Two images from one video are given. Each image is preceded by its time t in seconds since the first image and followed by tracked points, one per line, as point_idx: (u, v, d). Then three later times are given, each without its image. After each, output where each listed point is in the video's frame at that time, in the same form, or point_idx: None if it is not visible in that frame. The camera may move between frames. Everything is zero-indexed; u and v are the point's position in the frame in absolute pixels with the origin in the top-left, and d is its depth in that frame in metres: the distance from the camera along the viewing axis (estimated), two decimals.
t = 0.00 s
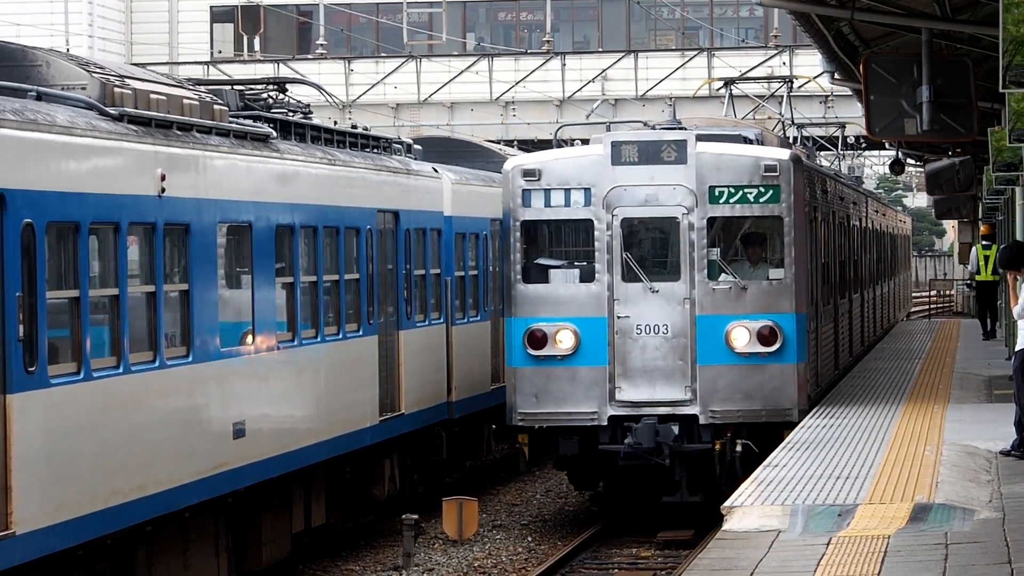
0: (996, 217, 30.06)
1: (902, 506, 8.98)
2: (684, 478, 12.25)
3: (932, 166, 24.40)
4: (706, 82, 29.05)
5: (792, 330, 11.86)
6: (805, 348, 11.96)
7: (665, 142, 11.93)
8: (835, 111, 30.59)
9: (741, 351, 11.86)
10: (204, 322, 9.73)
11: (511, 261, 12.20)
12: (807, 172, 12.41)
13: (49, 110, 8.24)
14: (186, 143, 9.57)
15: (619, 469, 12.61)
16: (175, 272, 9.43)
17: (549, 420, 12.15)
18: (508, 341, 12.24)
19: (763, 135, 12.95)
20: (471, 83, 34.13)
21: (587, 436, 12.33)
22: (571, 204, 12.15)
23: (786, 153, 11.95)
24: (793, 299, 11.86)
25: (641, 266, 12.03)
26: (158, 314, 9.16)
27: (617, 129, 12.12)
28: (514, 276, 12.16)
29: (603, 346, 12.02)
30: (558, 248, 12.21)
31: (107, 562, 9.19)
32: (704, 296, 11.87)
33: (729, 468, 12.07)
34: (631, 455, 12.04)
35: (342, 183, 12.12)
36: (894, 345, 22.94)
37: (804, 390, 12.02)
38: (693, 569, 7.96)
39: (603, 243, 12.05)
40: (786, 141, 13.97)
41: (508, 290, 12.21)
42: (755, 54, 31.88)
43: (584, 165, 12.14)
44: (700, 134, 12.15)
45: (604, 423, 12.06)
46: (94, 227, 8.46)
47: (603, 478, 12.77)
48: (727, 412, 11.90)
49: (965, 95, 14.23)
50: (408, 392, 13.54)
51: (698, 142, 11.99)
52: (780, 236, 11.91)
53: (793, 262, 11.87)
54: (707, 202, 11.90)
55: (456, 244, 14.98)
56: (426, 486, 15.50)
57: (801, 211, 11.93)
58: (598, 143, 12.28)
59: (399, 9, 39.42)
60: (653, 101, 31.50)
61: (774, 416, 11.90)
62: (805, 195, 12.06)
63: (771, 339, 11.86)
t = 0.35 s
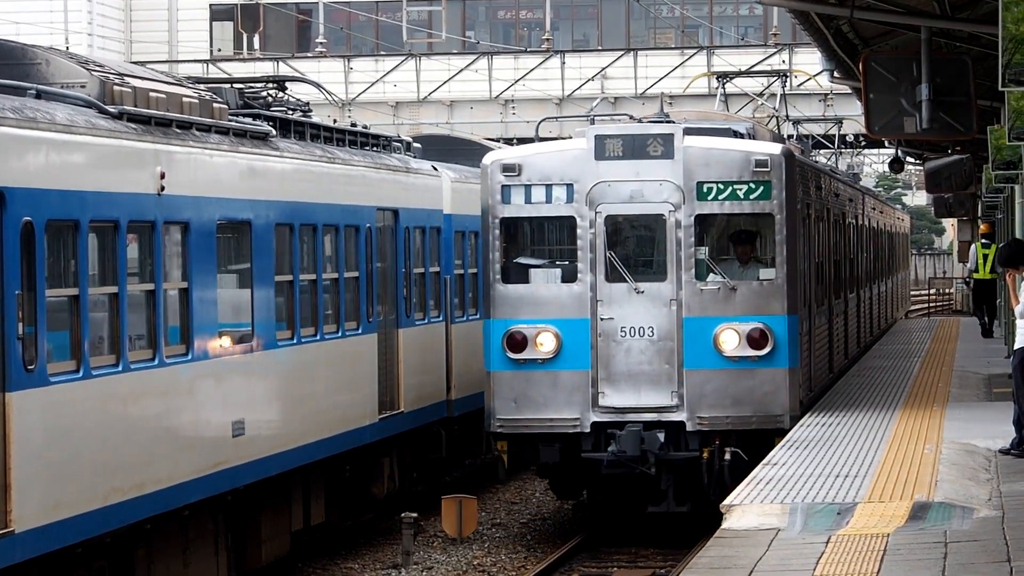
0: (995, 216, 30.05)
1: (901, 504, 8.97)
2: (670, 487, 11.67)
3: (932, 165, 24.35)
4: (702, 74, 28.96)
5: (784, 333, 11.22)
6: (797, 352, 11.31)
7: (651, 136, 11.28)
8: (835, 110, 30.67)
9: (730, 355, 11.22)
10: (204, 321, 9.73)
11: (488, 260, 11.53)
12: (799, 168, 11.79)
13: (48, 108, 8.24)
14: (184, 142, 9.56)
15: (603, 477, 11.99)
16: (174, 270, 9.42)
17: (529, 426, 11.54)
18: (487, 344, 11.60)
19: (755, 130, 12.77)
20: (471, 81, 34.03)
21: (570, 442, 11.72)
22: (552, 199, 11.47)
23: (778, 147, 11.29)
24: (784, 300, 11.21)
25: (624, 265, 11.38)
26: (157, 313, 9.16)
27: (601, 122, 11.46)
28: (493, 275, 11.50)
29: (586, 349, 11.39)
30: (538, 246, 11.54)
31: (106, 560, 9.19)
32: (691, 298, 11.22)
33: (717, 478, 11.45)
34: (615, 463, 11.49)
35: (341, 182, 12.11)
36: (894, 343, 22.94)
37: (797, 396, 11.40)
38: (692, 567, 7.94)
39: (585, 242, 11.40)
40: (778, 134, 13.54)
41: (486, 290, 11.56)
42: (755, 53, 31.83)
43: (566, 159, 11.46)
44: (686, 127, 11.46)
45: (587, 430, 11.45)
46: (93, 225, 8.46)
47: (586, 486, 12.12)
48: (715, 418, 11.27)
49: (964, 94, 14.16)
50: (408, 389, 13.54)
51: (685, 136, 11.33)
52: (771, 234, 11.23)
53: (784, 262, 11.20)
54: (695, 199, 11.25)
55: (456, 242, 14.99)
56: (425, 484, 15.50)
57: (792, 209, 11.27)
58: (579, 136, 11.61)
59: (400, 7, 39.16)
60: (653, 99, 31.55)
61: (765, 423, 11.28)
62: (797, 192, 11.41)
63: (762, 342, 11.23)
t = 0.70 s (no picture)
0: (994, 214, 30.03)
1: (900, 502, 8.96)
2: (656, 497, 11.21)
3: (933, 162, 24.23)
4: (695, 69, 29.02)
5: (774, 336, 10.81)
6: (788, 356, 10.90)
7: (637, 131, 10.84)
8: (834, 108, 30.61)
9: (719, 358, 10.80)
10: (202, 319, 9.72)
11: (466, 259, 11.05)
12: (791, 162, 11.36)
13: (48, 106, 8.24)
14: (184, 140, 9.56)
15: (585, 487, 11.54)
16: (173, 268, 9.41)
17: (508, 433, 11.04)
18: (464, 346, 11.12)
19: (746, 123, 12.52)
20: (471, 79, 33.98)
21: (551, 450, 11.24)
22: (532, 196, 11.00)
23: (769, 142, 10.87)
24: (775, 302, 10.80)
25: (608, 264, 10.91)
26: (156, 310, 9.16)
27: (585, 115, 11.00)
28: (471, 274, 11.02)
29: (568, 352, 10.91)
30: (518, 245, 11.05)
31: (106, 557, 9.19)
32: (677, 299, 10.79)
33: (705, 487, 11.01)
34: (598, 472, 10.99)
35: (341, 179, 12.10)
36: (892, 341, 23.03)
37: (789, 401, 10.97)
38: (692, 565, 7.94)
39: (568, 240, 10.92)
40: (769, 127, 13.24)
41: (463, 290, 11.06)
42: (755, 51, 31.80)
43: (547, 154, 10.99)
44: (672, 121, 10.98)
45: (568, 436, 10.97)
46: (93, 223, 8.46)
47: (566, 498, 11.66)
48: (701, 424, 10.84)
49: (964, 92, 14.03)
50: (407, 386, 13.54)
51: (672, 130, 10.88)
52: (762, 233, 10.83)
53: (776, 261, 10.80)
54: (683, 196, 10.81)
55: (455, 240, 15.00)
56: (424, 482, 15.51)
57: (784, 207, 10.85)
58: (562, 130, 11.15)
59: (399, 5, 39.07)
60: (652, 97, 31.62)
61: (754, 430, 10.87)
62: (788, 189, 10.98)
63: (752, 345, 10.81)
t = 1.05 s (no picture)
0: (994, 210, 30.00)
1: (899, 497, 8.96)
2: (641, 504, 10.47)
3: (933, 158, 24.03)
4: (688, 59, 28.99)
5: (765, 336, 10.09)
6: (780, 357, 10.19)
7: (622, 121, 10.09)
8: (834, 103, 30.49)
9: (706, 360, 10.09)
10: (201, 314, 9.71)
11: (441, 254, 10.30)
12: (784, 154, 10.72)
13: (47, 102, 8.24)
14: (183, 135, 9.56)
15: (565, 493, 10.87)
16: (173, 263, 9.41)
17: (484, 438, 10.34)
18: (440, 346, 10.39)
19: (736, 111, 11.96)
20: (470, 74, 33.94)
21: (530, 455, 10.55)
22: (510, 188, 10.24)
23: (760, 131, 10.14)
24: (766, 301, 10.07)
25: (590, 260, 10.16)
26: (156, 305, 9.16)
27: (566, 103, 10.24)
28: (446, 270, 10.28)
29: (549, 354, 10.17)
30: (496, 239, 10.29)
31: (105, 552, 9.19)
32: (664, 297, 10.06)
33: (691, 494, 10.28)
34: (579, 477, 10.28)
35: (341, 174, 12.11)
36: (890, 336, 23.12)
37: (779, 404, 10.26)
38: (691, 560, 7.93)
39: (548, 235, 10.17)
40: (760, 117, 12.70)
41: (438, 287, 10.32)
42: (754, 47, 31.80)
43: (527, 145, 10.22)
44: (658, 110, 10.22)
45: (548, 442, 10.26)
46: (92, 218, 8.46)
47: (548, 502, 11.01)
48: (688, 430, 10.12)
49: (963, 88, 13.92)
50: (406, 381, 13.53)
51: (658, 119, 10.14)
52: (751, 227, 10.11)
53: (766, 256, 10.07)
54: (668, 188, 10.08)
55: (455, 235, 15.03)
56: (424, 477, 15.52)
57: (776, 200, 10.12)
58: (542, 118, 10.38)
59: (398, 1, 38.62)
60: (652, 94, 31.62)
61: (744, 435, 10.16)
62: (779, 182, 10.26)
63: (741, 346, 10.10)
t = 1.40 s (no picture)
0: (994, 200, 29.96)
1: (899, 488, 8.96)
2: (624, 509, 9.94)
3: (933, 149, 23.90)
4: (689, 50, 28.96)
5: (754, 332, 9.60)
6: (770, 354, 9.71)
7: (604, 107, 9.63)
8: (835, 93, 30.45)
9: (694, 357, 9.61)
10: (201, 305, 9.71)
11: (415, 246, 9.84)
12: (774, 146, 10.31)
13: (47, 92, 8.24)
14: (183, 125, 9.56)
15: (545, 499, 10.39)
16: (172, 254, 9.40)
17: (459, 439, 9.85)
18: (414, 342, 9.91)
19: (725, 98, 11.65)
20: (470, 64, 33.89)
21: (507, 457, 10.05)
22: (487, 177, 9.75)
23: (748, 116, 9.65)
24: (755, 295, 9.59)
25: (571, 252, 9.69)
26: (156, 296, 9.16)
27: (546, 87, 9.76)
28: (420, 263, 9.81)
29: (527, 351, 9.70)
30: (472, 231, 9.81)
31: (105, 543, 9.20)
32: (647, 291, 9.58)
33: (678, 497, 9.78)
34: (559, 481, 9.78)
35: (341, 164, 12.10)
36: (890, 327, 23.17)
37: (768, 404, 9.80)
38: (691, 551, 7.92)
39: (527, 227, 9.69)
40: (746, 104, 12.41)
41: (412, 280, 9.84)
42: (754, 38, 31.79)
43: (505, 131, 9.75)
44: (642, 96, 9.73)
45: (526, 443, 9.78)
46: (91, 209, 8.45)
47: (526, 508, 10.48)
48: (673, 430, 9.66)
49: (964, 77, 13.86)
50: (406, 372, 13.52)
51: (642, 104, 9.67)
52: (740, 217, 9.61)
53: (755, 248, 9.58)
54: (653, 177, 9.60)
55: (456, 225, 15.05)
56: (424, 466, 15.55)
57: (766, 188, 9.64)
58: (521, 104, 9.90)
59: None
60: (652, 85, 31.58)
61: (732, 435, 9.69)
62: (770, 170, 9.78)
63: (730, 342, 9.61)
